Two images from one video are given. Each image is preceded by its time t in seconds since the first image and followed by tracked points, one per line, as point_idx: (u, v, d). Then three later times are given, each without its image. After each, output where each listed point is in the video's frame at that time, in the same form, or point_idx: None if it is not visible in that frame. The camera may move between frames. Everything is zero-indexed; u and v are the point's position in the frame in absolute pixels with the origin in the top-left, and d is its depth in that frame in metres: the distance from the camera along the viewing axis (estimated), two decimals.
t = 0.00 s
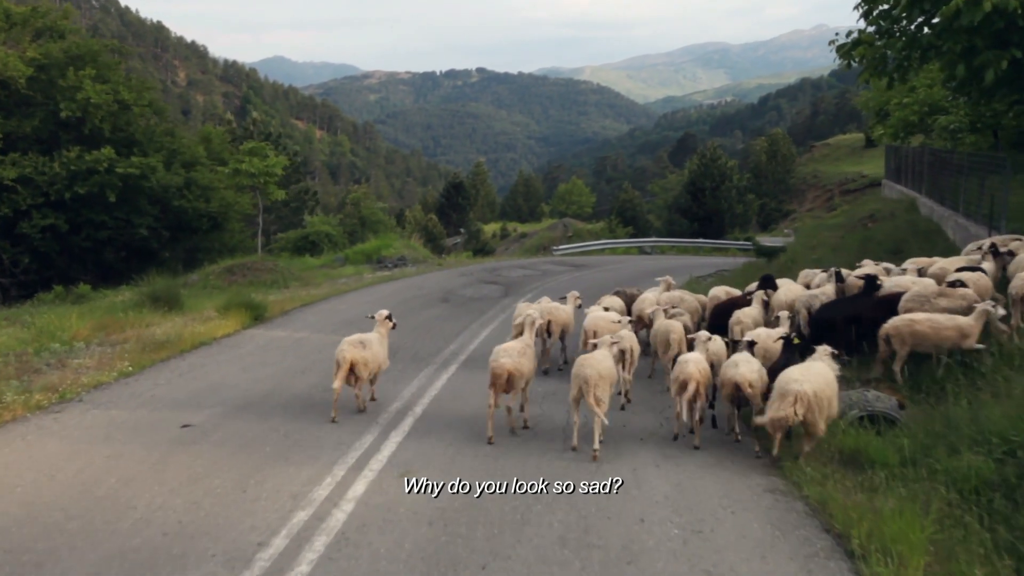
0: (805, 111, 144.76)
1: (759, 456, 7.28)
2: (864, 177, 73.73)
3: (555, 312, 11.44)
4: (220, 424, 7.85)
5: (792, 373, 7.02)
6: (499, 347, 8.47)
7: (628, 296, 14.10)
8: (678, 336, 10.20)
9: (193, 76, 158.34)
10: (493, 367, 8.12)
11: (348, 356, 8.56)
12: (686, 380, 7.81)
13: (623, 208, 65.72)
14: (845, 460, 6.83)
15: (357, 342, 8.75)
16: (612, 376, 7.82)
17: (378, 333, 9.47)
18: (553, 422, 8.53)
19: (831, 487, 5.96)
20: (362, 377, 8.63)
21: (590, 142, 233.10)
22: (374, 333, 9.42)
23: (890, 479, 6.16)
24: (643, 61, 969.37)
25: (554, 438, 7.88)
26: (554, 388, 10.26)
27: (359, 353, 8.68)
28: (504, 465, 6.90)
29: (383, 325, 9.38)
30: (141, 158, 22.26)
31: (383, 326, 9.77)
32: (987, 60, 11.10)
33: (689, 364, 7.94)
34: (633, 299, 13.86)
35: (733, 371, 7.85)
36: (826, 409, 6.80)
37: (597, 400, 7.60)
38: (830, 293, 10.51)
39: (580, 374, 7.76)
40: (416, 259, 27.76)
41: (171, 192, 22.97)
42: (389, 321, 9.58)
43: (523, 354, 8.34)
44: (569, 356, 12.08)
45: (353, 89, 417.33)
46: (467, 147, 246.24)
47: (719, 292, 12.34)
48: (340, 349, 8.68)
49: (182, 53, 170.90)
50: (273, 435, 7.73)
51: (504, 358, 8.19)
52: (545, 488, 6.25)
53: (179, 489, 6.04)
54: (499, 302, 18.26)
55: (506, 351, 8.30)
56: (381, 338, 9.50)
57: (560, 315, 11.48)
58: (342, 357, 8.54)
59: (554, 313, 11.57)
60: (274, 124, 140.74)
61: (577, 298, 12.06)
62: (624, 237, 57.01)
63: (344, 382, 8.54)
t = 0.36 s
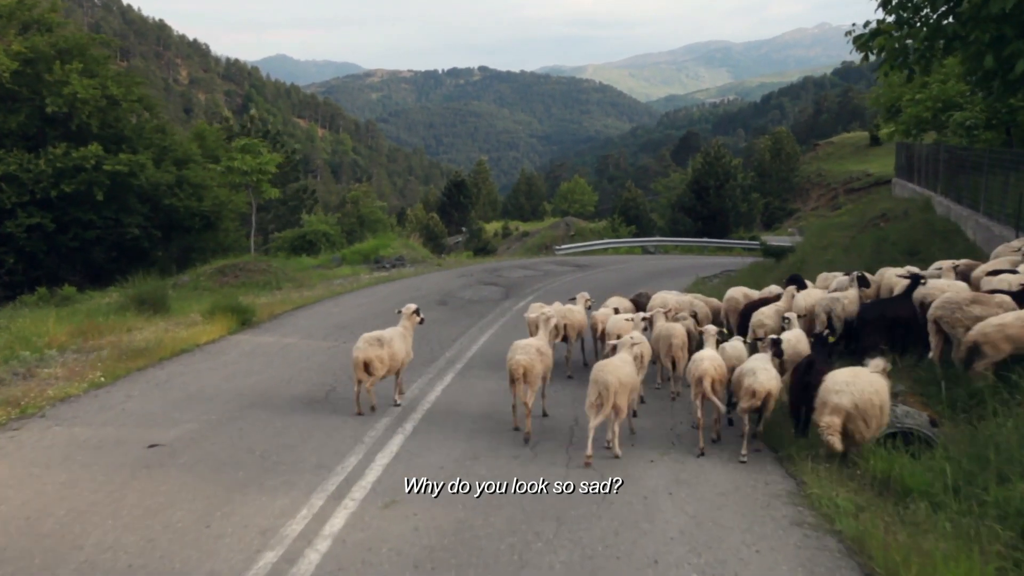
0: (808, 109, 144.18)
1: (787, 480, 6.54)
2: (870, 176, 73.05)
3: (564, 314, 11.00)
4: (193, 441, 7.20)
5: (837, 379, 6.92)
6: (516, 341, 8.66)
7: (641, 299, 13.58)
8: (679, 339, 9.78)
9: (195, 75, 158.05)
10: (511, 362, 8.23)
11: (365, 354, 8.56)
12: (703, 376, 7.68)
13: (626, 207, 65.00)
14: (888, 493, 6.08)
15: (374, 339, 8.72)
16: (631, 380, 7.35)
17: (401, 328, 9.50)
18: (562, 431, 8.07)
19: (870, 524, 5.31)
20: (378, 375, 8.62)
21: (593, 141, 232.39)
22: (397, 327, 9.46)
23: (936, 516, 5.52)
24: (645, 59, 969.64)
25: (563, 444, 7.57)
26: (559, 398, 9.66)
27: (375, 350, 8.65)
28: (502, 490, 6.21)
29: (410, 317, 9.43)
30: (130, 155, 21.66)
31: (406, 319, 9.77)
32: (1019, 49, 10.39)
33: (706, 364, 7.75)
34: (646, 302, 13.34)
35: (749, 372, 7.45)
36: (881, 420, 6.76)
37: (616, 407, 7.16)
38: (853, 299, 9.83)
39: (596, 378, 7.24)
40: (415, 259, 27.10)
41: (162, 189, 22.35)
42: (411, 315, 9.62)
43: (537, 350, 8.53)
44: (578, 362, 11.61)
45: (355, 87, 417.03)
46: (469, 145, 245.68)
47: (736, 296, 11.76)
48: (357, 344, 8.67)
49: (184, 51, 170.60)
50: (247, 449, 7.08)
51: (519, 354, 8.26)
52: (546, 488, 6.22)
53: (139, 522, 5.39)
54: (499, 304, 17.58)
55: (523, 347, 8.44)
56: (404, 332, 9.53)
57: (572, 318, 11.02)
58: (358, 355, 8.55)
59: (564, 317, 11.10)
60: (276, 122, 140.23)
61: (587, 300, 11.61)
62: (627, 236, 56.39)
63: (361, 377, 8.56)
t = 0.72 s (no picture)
0: (811, 107, 143.55)
1: (814, 510, 5.83)
2: (874, 174, 72.39)
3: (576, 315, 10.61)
4: (159, 464, 6.54)
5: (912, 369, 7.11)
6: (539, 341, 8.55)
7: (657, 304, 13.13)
8: (675, 344, 9.43)
9: (196, 73, 157.54)
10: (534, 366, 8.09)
11: (391, 348, 8.56)
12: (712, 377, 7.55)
13: (628, 206, 64.33)
14: (929, 530, 5.43)
15: (397, 335, 8.74)
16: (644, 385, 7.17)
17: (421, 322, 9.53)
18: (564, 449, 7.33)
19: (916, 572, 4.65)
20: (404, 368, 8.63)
21: (595, 140, 231.64)
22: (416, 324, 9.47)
23: (990, 558, 4.90)
24: (647, 57, 969.35)
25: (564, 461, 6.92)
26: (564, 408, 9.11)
27: (400, 343, 8.68)
28: (498, 519, 5.63)
29: (431, 311, 9.54)
30: (117, 153, 21.07)
31: (425, 316, 9.79)
32: None
33: (715, 366, 7.58)
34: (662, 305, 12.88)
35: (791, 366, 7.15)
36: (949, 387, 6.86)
37: (630, 413, 6.93)
38: (880, 306, 9.21)
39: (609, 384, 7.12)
40: (413, 259, 26.44)
41: (151, 188, 21.77)
42: (431, 310, 9.62)
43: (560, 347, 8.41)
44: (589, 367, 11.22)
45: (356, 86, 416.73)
46: (470, 143, 245.09)
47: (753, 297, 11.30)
48: (381, 340, 8.68)
49: (186, 49, 170.08)
50: (215, 472, 6.41)
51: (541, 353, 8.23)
52: (545, 489, 6.21)
53: (82, 566, 4.74)
54: (499, 307, 16.93)
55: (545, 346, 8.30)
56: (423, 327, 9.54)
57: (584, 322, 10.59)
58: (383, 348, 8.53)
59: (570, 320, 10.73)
60: (276, 121, 139.61)
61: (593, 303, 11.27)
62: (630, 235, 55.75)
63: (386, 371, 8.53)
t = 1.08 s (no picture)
0: (813, 108, 143.20)
1: (847, 551, 5.17)
2: (877, 175, 72.37)
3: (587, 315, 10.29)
4: (116, 493, 5.88)
5: None
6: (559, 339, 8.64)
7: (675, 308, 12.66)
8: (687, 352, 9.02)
9: (197, 73, 157.07)
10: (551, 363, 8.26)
11: (415, 347, 8.59)
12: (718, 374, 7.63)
13: (629, 206, 63.75)
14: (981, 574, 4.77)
15: (420, 335, 8.77)
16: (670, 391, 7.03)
17: (446, 327, 9.56)
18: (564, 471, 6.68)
19: None
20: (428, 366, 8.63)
21: (596, 140, 231.14)
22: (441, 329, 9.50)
23: None
24: (648, 58, 969.29)
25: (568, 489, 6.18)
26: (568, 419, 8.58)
27: (423, 343, 8.71)
28: (492, 561, 4.96)
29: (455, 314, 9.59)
30: (102, 151, 20.47)
31: (449, 319, 9.81)
32: None
33: (721, 359, 7.69)
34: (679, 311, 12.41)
35: (824, 383, 6.71)
36: None
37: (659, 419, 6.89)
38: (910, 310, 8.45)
39: (633, 387, 7.04)
40: (409, 261, 25.78)
41: (139, 187, 21.22)
42: (456, 313, 9.63)
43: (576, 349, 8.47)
44: (601, 371, 10.83)
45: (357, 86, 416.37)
46: (471, 143, 244.59)
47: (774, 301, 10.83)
48: (405, 338, 8.71)
49: (186, 49, 169.56)
50: (175, 504, 5.70)
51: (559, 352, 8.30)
52: (546, 488, 6.19)
53: None
54: (498, 311, 16.30)
55: (563, 346, 8.43)
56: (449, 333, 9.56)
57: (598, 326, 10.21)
58: (406, 347, 8.56)
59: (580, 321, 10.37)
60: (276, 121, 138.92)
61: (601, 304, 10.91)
62: (631, 236, 55.17)
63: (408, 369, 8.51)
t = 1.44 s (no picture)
0: (815, 107, 142.85)
1: None
2: (882, 175, 72.42)
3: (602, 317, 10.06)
4: (64, 529, 5.21)
5: None
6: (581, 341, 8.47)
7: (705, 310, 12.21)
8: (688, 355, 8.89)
9: (199, 72, 156.53)
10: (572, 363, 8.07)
11: (453, 350, 8.70)
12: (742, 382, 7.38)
13: (632, 205, 63.08)
14: None
15: (457, 337, 8.86)
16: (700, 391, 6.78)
17: (490, 326, 9.57)
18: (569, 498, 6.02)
19: None
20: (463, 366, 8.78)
21: (598, 140, 230.35)
22: (484, 328, 9.51)
23: None
24: (650, 57, 969.08)
25: (572, 524, 5.53)
26: (572, 431, 7.99)
27: (457, 347, 8.76)
28: None
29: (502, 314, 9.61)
30: (88, 149, 19.97)
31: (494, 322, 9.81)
32: None
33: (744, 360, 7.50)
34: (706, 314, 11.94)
35: (909, 378, 6.36)
36: None
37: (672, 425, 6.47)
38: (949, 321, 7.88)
39: (653, 391, 6.64)
40: (407, 263, 25.13)
41: (127, 186, 20.74)
42: (501, 313, 9.58)
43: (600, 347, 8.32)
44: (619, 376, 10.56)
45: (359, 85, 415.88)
46: (472, 143, 244.06)
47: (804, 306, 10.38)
48: (438, 340, 8.81)
49: (188, 49, 169.21)
50: (129, 544, 5.03)
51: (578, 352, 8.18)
52: (546, 489, 6.19)
53: None
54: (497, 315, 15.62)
55: (583, 346, 8.30)
56: (492, 331, 9.58)
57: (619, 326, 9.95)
58: (442, 348, 8.67)
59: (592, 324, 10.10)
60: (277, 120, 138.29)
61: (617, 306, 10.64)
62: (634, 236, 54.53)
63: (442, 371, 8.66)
